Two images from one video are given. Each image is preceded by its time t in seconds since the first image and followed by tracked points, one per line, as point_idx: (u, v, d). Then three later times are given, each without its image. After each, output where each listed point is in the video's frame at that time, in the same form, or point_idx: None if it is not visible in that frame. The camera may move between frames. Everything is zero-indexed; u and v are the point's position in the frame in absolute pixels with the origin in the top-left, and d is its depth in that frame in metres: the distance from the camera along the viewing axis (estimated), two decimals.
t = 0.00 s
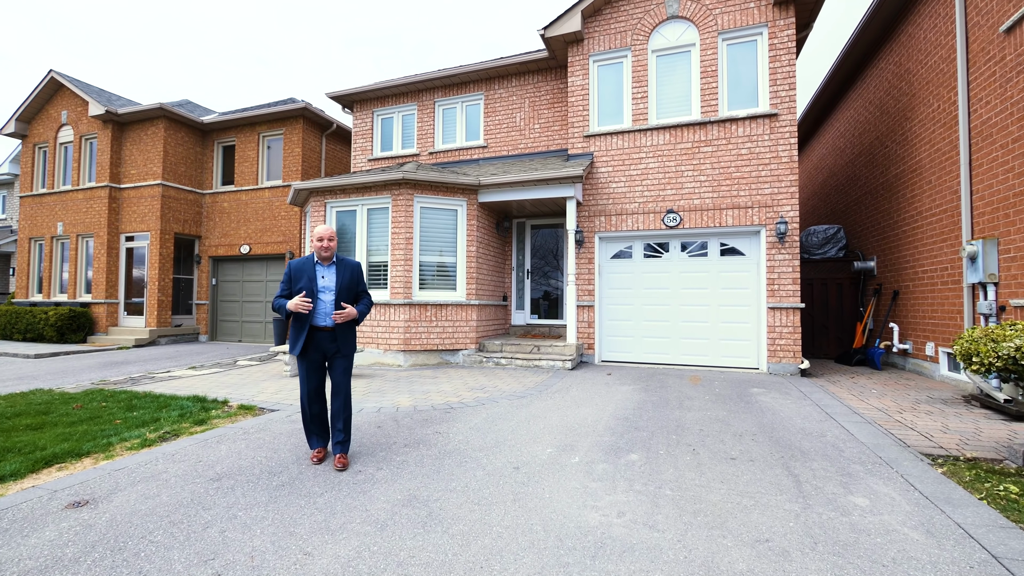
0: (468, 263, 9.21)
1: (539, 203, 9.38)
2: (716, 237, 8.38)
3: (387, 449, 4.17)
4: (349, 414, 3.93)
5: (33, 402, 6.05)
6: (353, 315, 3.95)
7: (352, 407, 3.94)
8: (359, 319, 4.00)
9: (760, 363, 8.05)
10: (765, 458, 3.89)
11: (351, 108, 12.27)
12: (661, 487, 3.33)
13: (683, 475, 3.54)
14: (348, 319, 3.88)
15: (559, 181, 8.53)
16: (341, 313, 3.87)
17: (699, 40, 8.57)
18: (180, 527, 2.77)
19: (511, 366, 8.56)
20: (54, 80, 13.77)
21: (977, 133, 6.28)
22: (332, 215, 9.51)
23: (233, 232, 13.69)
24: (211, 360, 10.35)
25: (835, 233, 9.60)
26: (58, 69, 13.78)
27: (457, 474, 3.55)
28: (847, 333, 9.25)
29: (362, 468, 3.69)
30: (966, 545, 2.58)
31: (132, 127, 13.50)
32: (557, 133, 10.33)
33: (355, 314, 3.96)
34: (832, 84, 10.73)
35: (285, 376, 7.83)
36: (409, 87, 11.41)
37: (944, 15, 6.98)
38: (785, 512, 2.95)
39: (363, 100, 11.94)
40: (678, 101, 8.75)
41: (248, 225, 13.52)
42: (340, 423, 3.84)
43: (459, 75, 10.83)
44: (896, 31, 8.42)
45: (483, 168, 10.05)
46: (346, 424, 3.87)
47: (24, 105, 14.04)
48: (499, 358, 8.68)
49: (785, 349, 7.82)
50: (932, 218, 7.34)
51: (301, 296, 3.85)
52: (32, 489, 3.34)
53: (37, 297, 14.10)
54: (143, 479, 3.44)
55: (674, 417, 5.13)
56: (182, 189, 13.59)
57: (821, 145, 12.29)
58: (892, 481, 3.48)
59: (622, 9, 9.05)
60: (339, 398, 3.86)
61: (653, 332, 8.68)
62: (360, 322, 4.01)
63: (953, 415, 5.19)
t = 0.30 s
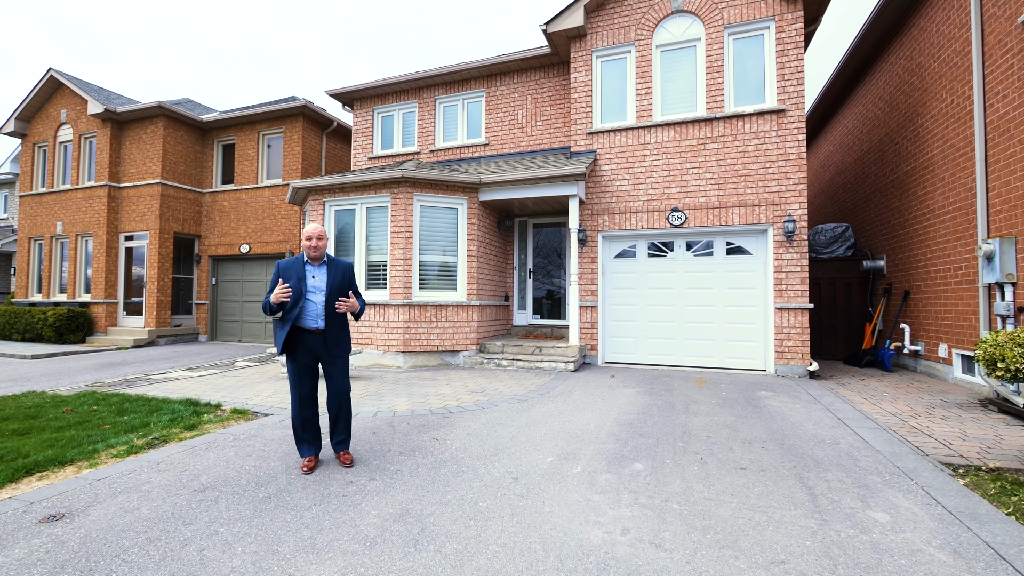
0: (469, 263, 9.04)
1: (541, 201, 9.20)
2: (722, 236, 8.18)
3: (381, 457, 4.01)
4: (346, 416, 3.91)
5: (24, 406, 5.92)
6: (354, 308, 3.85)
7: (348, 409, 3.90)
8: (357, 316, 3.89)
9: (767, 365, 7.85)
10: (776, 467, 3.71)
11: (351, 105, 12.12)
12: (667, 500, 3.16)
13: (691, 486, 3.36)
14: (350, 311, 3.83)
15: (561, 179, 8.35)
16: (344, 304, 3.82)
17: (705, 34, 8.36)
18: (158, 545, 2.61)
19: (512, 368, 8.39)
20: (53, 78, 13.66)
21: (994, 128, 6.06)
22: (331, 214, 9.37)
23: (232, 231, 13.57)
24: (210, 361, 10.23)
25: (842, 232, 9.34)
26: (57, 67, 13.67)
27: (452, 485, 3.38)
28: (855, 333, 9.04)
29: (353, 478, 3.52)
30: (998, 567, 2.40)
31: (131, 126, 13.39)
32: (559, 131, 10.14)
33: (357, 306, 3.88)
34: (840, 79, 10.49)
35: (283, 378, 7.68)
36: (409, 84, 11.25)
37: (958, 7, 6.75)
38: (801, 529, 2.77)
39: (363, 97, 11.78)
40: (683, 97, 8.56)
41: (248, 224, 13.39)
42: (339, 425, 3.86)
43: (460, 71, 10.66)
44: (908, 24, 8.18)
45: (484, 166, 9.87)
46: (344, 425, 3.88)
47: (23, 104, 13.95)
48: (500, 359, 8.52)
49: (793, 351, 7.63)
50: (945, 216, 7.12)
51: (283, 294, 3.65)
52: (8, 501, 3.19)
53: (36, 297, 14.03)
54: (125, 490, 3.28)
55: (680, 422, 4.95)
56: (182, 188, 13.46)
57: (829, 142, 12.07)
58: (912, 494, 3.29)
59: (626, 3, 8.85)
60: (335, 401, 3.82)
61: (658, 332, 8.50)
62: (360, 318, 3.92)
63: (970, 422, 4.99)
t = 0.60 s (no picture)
0: (469, 262, 8.89)
1: (543, 200, 9.04)
2: (728, 235, 8.00)
3: (374, 463, 3.86)
4: (341, 420, 3.84)
5: (17, 407, 5.82)
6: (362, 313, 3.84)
7: (341, 414, 3.82)
8: (361, 319, 3.85)
9: (774, 367, 7.67)
10: (788, 477, 3.54)
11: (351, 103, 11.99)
12: (673, 512, 3.00)
13: (698, 497, 3.21)
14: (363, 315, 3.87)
15: (563, 177, 8.19)
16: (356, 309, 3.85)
17: (710, 29, 8.18)
18: (133, 561, 2.46)
19: (513, 369, 8.25)
20: (52, 77, 13.59)
21: (1010, 123, 5.87)
22: (329, 213, 9.23)
23: (232, 231, 13.47)
24: (207, 361, 10.10)
25: (850, 230, 9.12)
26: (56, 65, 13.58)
27: (447, 495, 3.23)
28: (864, 334, 8.85)
29: (344, 487, 3.37)
30: None
31: (130, 124, 13.29)
32: (561, 128, 9.98)
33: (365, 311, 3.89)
34: (848, 75, 10.29)
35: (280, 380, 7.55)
36: (409, 82, 11.11)
37: None
38: (816, 546, 2.61)
39: (363, 95, 11.64)
40: (688, 93, 8.38)
41: (248, 224, 13.28)
42: (333, 430, 3.79)
43: (461, 68, 10.50)
44: (919, 18, 7.98)
45: (485, 164, 9.72)
46: (337, 429, 3.81)
47: (22, 102, 13.87)
48: (501, 361, 8.37)
49: (801, 353, 7.46)
50: (957, 215, 6.93)
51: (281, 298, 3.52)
52: None
53: (36, 297, 13.96)
54: (105, 501, 3.14)
55: (685, 427, 4.79)
56: (181, 187, 13.36)
57: (836, 140, 11.87)
58: (932, 506, 3.12)
59: None
60: (329, 406, 3.74)
61: (662, 333, 8.33)
62: (366, 323, 3.92)
63: (986, 427, 4.82)
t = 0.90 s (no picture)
0: (470, 262, 8.75)
1: (545, 198, 8.89)
2: (733, 233, 7.83)
3: (366, 470, 3.72)
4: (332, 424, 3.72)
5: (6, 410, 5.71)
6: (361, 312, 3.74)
7: (333, 417, 3.71)
8: (363, 319, 3.79)
9: (781, 368, 7.50)
10: (797, 486, 3.37)
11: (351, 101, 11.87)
12: (676, 524, 2.84)
13: (703, 507, 3.04)
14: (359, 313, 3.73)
15: (565, 175, 8.04)
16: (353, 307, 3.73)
17: (715, 23, 8.01)
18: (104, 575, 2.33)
19: (514, 371, 8.10)
20: (51, 76, 13.53)
21: None
22: (328, 212, 9.11)
23: (231, 231, 13.37)
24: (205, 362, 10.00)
25: (858, 228, 9.02)
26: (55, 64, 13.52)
27: (439, 505, 3.08)
28: (873, 335, 8.66)
29: (332, 495, 3.23)
30: None
31: (130, 123, 13.21)
32: (563, 125, 9.83)
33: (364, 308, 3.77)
34: (856, 71, 10.09)
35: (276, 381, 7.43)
36: (409, 79, 10.98)
37: None
38: (828, 562, 2.44)
39: (363, 92, 11.52)
40: (692, 89, 8.21)
41: (247, 223, 13.18)
42: (324, 434, 3.66)
43: (461, 65, 10.36)
44: (930, 12, 7.79)
45: (485, 162, 9.58)
46: (329, 434, 3.69)
47: (21, 101, 13.82)
48: (502, 362, 8.23)
49: (808, 354, 7.28)
50: (970, 212, 6.74)
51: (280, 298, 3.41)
52: None
53: (35, 297, 13.91)
54: (82, 509, 3.01)
55: (690, 431, 4.62)
56: (180, 186, 13.28)
57: (844, 137, 11.67)
58: (951, 518, 2.95)
59: None
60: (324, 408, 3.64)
61: (666, 334, 8.16)
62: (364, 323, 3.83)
63: (1003, 432, 4.64)
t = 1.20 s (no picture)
0: (469, 261, 8.60)
1: (546, 197, 8.73)
2: (738, 232, 7.65)
3: (354, 478, 3.57)
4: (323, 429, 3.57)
5: None
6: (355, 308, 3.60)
7: (325, 422, 3.56)
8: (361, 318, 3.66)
9: (787, 370, 7.31)
10: (806, 498, 3.19)
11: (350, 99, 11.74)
12: (678, 539, 2.67)
13: (707, 521, 2.88)
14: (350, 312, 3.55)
15: (566, 173, 7.88)
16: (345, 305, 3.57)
17: (719, 17, 7.83)
18: None
19: (514, 372, 7.94)
20: (50, 75, 13.47)
21: None
22: (325, 211, 8.98)
23: (231, 230, 13.27)
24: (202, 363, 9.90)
25: (866, 227, 8.79)
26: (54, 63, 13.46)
27: (428, 517, 2.92)
28: (882, 336, 8.46)
29: (316, 506, 3.08)
30: None
31: (128, 122, 13.14)
32: (565, 123, 9.67)
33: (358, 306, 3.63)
34: (864, 66, 9.88)
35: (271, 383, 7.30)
36: (409, 77, 10.84)
37: None
38: None
39: (363, 90, 11.39)
40: (696, 85, 8.03)
41: (246, 222, 13.08)
42: (314, 440, 3.51)
43: (461, 62, 10.21)
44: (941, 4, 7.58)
45: (486, 161, 9.42)
46: (319, 440, 3.54)
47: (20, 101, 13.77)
48: (502, 364, 8.07)
49: (816, 356, 7.09)
50: (982, 210, 6.54)
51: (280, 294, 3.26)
52: None
53: (34, 297, 13.86)
54: (55, 521, 2.87)
55: (693, 437, 4.46)
56: (180, 186, 13.20)
57: (851, 135, 11.46)
58: (970, 533, 2.77)
59: None
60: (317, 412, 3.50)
61: (669, 335, 7.99)
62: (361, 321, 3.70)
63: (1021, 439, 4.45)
